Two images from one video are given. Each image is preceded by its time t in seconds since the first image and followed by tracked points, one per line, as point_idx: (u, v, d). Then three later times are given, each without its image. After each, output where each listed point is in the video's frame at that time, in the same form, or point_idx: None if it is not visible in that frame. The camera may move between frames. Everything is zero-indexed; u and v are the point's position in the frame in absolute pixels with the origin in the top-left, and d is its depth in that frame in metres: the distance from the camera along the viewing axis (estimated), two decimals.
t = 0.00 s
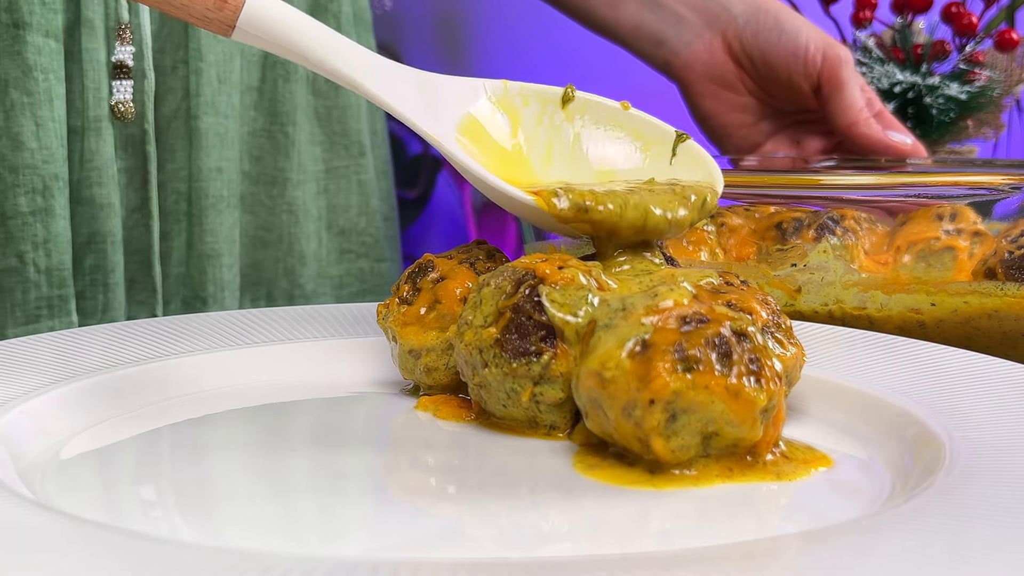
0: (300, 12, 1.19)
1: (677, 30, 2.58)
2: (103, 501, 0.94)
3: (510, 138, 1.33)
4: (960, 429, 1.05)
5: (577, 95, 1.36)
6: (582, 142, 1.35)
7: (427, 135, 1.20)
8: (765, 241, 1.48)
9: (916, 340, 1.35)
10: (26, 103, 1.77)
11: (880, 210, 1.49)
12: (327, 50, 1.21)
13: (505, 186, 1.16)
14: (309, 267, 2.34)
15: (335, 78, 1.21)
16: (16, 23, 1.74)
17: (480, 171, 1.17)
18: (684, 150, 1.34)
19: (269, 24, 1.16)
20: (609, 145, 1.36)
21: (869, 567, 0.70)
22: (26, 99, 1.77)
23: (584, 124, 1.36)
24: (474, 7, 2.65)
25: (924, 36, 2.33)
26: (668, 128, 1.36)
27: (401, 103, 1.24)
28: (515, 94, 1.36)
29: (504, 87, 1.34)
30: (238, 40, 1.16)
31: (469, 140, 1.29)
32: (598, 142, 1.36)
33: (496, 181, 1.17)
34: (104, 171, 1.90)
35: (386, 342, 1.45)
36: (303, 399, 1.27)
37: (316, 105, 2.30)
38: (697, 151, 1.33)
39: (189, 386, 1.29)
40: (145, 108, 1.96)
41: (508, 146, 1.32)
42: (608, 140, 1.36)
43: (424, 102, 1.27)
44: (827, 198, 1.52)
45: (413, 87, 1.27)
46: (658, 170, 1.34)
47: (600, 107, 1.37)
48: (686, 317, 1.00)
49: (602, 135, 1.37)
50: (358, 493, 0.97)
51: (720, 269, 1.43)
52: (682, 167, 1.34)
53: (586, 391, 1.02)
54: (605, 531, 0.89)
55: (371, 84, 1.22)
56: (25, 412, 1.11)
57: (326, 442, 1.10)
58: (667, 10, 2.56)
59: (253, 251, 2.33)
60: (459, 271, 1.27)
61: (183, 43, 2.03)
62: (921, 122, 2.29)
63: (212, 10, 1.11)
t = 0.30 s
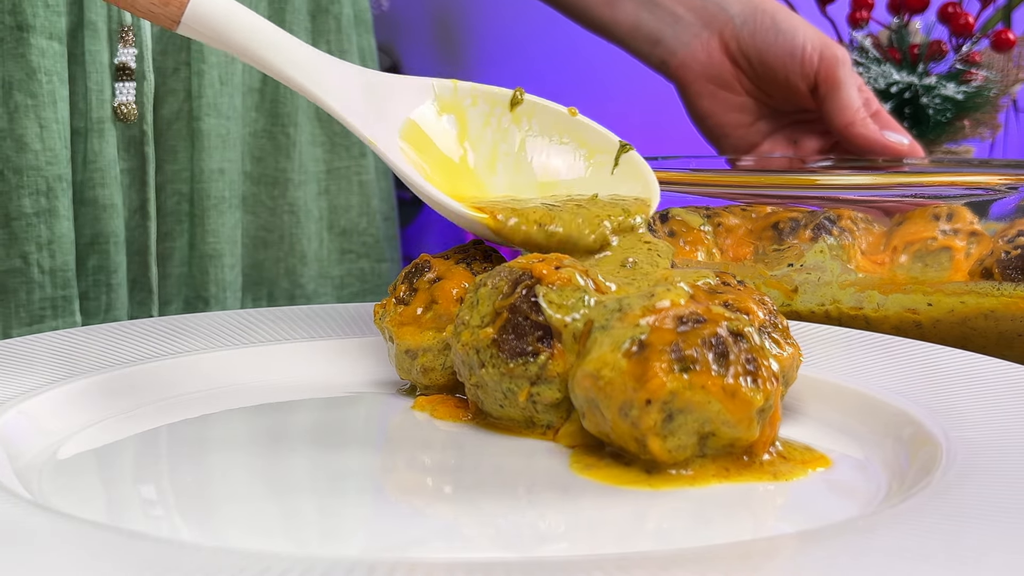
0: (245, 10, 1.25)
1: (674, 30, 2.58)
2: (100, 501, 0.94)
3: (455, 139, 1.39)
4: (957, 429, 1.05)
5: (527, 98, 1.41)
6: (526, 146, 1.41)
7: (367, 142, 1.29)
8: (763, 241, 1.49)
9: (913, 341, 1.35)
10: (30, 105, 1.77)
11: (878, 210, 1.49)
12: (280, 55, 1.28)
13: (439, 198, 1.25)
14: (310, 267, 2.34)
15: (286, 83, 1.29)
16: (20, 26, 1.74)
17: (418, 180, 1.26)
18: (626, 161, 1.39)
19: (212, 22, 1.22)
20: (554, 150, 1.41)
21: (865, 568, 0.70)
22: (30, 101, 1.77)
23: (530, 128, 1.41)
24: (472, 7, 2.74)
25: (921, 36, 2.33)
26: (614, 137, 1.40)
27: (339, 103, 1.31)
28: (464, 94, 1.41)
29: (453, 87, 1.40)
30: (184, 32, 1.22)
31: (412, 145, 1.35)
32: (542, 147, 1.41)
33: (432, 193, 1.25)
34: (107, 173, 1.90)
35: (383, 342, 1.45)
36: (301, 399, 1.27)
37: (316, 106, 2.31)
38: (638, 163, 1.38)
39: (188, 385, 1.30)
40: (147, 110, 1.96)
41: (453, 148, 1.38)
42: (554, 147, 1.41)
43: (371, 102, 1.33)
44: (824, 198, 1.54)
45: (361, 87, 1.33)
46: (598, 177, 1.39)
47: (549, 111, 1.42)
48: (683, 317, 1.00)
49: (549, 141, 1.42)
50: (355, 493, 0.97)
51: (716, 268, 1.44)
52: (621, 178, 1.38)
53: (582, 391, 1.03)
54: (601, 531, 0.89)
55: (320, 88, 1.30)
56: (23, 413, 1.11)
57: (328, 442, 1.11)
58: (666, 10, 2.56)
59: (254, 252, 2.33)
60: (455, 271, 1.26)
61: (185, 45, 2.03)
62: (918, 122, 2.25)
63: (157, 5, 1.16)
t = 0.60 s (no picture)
0: None
1: (672, 30, 2.58)
2: (97, 501, 0.94)
3: (394, 118, 1.40)
4: (953, 429, 1.05)
5: (470, 79, 1.43)
6: (467, 128, 1.43)
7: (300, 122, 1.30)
8: (759, 241, 1.50)
9: (910, 341, 1.35)
10: (23, 105, 1.77)
11: (874, 210, 1.53)
12: (215, 32, 1.30)
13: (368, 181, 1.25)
14: (307, 267, 2.34)
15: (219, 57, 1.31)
16: (14, 25, 1.74)
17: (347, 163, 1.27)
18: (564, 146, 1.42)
19: None
20: (494, 133, 1.44)
21: (861, 568, 0.70)
22: (24, 101, 1.77)
23: (472, 109, 1.44)
24: (468, 7, 2.73)
25: (917, 36, 2.33)
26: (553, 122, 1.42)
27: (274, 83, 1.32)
28: (407, 73, 1.42)
29: (396, 66, 1.42)
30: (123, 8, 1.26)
31: (348, 125, 1.36)
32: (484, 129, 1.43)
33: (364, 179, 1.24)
34: (100, 173, 1.91)
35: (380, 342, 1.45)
36: (299, 399, 1.27)
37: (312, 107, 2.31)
38: (575, 150, 1.40)
39: (185, 385, 1.30)
40: (143, 110, 1.96)
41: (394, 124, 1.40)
42: (496, 129, 1.44)
43: (308, 85, 1.35)
44: (820, 198, 1.56)
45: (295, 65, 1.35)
46: (537, 162, 1.42)
47: (493, 93, 1.44)
48: (680, 317, 1.00)
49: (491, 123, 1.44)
50: (353, 493, 0.97)
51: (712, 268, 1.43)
52: (558, 164, 1.41)
53: (578, 390, 1.03)
54: (598, 531, 0.89)
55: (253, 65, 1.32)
56: (20, 412, 1.11)
57: (326, 442, 1.11)
58: (663, 11, 2.57)
59: (251, 252, 2.33)
60: (451, 271, 1.26)
61: (180, 44, 2.03)
62: (914, 123, 2.25)
63: None
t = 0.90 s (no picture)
0: None
1: (669, 30, 2.58)
2: (95, 500, 0.94)
3: (347, 114, 1.41)
4: (950, 429, 1.05)
5: (424, 78, 1.45)
6: (419, 127, 1.45)
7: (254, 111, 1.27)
8: (756, 241, 1.50)
9: (907, 341, 1.35)
10: (6, 105, 1.76)
11: (871, 210, 1.50)
12: (174, 18, 1.28)
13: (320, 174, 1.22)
14: (297, 268, 2.34)
15: (177, 44, 1.29)
16: None
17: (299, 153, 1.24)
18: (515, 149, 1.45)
19: None
20: (445, 133, 1.46)
21: (856, 567, 0.70)
22: (7, 100, 1.76)
23: (425, 108, 1.46)
24: (466, 7, 2.73)
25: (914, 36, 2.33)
26: (505, 125, 1.45)
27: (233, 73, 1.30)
28: (362, 69, 1.43)
29: (351, 61, 1.42)
30: None
31: (303, 120, 1.36)
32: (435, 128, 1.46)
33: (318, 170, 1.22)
34: (84, 173, 1.91)
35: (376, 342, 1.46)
36: (297, 399, 1.27)
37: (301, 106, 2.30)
38: (525, 154, 1.43)
39: (182, 384, 1.30)
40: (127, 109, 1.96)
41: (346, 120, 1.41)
42: (447, 129, 1.46)
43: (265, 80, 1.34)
44: (817, 198, 1.53)
45: (251, 57, 1.33)
46: (487, 163, 1.45)
47: (445, 93, 1.47)
48: (676, 317, 1.01)
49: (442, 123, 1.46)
50: (348, 493, 0.97)
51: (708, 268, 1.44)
52: (509, 165, 1.44)
53: (574, 389, 1.02)
54: (594, 531, 0.89)
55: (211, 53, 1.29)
56: (17, 412, 1.11)
57: (323, 442, 1.10)
58: (660, 11, 2.57)
59: (241, 252, 2.34)
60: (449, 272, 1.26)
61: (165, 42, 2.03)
62: (911, 122, 2.24)
63: None
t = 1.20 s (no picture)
0: None
1: (663, 31, 2.58)
2: (94, 500, 0.94)
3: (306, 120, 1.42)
4: (948, 429, 1.05)
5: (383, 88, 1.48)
6: (376, 136, 1.47)
7: (216, 114, 1.26)
8: (753, 241, 1.50)
9: (904, 342, 1.35)
10: None
11: (868, 210, 1.50)
12: (140, 14, 1.27)
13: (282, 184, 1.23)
14: (280, 269, 2.34)
15: (144, 43, 1.27)
16: None
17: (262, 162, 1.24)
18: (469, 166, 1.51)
19: None
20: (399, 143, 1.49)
21: (851, 566, 0.71)
22: None
23: (382, 118, 1.48)
24: (462, 7, 2.73)
25: (910, 36, 2.33)
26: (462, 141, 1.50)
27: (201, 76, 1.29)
28: (321, 75, 1.44)
29: (312, 66, 1.43)
30: None
31: (264, 124, 1.36)
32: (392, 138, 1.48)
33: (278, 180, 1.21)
34: (59, 172, 1.90)
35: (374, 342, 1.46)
36: (294, 399, 1.27)
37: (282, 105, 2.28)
38: (479, 171, 1.50)
39: (179, 384, 1.30)
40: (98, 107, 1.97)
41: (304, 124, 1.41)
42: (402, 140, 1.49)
43: (229, 85, 1.34)
44: (814, 198, 1.53)
45: (217, 61, 1.33)
46: (442, 177, 1.49)
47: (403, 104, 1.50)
48: (673, 317, 1.01)
49: (398, 134, 1.49)
50: (342, 493, 0.96)
51: (705, 268, 1.44)
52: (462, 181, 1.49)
53: (571, 389, 1.02)
54: (592, 531, 0.89)
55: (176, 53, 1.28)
56: (14, 412, 1.11)
57: (321, 442, 1.10)
58: (654, 11, 2.57)
59: (223, 253, 2.32)
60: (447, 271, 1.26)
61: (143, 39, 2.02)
62: (908, 123, 2.23)
63: None
